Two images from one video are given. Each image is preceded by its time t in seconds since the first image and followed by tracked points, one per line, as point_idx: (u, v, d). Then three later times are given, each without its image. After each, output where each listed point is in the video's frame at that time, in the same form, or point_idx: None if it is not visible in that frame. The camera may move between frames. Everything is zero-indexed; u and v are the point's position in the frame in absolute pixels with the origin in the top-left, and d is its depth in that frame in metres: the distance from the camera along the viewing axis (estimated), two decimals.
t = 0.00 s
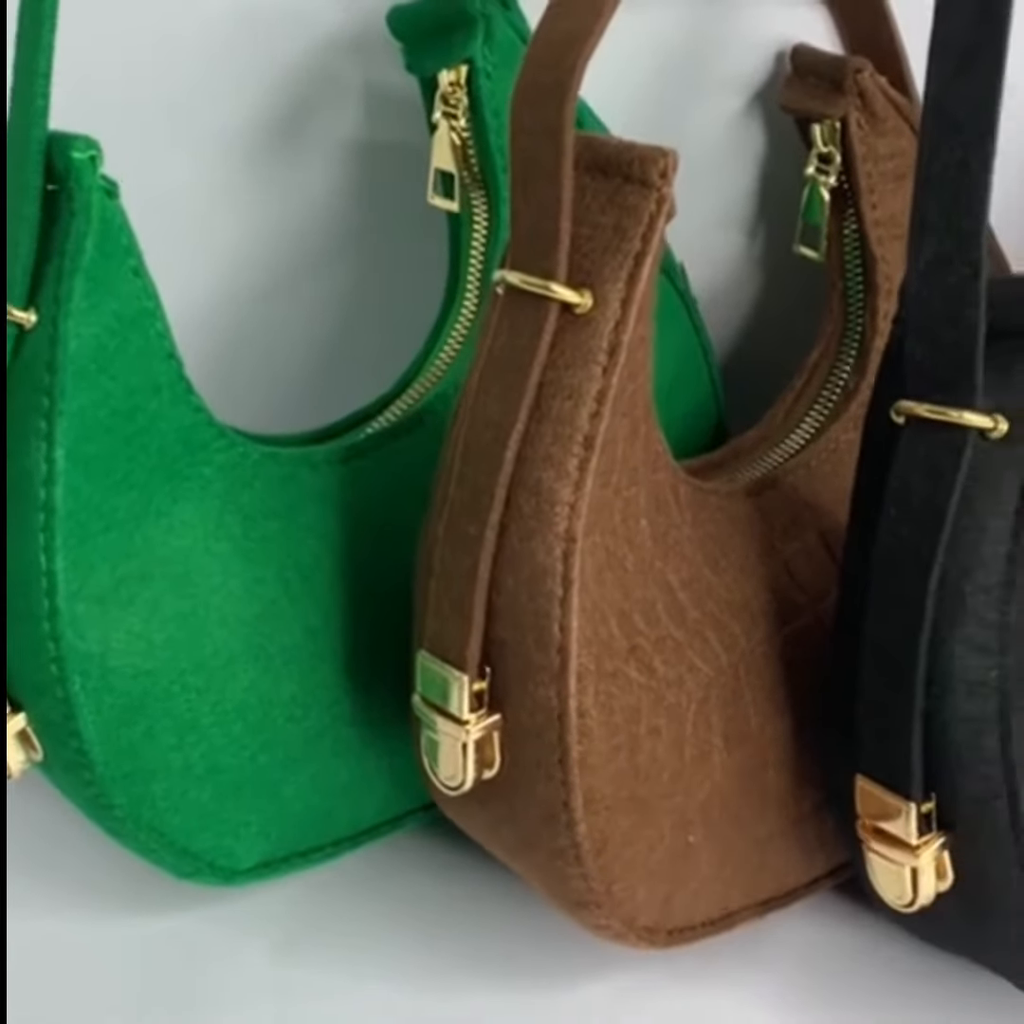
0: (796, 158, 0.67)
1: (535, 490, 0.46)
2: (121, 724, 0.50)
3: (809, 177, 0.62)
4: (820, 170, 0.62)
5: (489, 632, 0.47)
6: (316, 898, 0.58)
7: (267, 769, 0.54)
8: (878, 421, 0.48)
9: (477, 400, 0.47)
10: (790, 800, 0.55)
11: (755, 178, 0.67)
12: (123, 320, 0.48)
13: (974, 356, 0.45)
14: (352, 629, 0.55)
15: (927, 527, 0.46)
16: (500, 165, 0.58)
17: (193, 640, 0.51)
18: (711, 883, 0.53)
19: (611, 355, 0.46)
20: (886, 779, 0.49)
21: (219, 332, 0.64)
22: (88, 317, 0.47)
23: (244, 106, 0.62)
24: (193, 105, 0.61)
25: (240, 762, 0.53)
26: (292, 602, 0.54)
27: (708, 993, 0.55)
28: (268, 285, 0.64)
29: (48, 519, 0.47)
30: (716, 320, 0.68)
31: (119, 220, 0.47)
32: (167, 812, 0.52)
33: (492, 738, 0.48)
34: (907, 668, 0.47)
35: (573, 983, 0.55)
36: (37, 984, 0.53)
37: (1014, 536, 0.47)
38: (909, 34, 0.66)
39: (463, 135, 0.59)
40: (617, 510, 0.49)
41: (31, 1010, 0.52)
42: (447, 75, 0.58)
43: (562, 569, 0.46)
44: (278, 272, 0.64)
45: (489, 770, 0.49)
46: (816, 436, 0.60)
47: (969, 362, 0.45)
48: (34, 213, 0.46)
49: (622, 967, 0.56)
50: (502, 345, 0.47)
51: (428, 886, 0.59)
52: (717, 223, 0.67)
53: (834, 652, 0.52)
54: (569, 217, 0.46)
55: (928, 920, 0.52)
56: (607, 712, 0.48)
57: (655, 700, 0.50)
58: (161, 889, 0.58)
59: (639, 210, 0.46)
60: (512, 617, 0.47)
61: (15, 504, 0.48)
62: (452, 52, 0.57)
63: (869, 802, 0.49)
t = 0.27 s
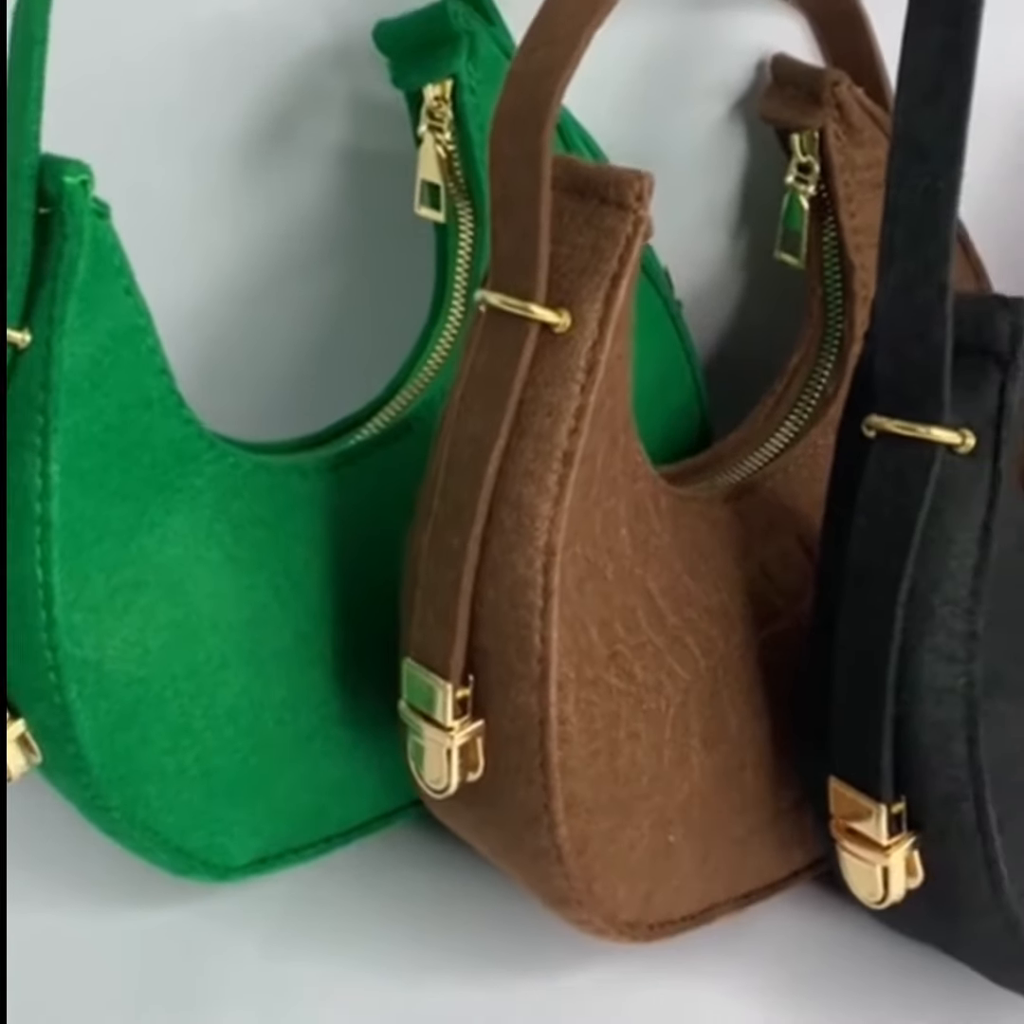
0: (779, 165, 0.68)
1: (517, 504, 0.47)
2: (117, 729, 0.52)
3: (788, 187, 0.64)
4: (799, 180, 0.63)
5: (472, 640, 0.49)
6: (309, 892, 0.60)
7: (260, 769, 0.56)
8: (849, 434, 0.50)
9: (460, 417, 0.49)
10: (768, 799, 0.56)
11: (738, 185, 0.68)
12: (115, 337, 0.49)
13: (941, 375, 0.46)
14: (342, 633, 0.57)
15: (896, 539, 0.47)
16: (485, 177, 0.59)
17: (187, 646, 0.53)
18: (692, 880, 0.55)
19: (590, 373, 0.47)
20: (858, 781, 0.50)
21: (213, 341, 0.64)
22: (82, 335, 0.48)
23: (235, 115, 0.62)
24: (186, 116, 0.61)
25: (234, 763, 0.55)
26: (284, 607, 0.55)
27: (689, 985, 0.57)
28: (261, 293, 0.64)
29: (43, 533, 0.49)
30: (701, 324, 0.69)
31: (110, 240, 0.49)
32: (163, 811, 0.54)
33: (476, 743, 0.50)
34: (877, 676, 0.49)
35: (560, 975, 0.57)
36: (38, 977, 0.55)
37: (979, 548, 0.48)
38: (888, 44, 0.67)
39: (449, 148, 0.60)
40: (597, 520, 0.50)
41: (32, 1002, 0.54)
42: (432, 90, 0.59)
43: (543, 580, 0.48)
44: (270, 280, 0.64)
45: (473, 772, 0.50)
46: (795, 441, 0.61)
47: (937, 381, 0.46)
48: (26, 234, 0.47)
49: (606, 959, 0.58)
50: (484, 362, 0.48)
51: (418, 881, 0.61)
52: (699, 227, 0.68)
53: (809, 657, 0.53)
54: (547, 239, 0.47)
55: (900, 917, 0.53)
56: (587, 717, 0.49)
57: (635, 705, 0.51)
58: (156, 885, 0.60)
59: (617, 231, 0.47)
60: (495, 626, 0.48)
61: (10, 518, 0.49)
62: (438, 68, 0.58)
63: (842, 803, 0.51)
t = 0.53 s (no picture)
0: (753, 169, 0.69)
1: (487, 518, 0.49)
2: (100, 736, 0.53)
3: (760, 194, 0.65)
4: (771, 188, 0.64)
5: (445, 649, 0.50)
6: (293, 884, 0.61)
7: (241, 772, 0.57)
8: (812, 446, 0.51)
9: (431, 431, 0.50)
10: (738, 798, 0.58)
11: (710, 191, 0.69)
12: (95, 355, 0.50)
13: (900, 391, 0.47)
14: (321, 638, 0.58)
15: (856, 549, 0.49)
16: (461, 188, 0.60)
17: (168, 654, 0.54)
18: (664, 878, 0.56)
19: (557, 389, 0.48)
20: (822, 783, 0.52)
21: (194, 348, 0.65)
22: (62, 354, 0.49)
23: (214, 127, 0.63)
24: (166, 128, 0.62)
25: (216, 767, 0.56)
26: (263, 615, 0.56)
27: (662, 978, 0.58)
28: (243, 302, 0.65)
29: (26, 547, 0.50)
30: (674, 326, 0.71)
31: (89, 260, 0.50)
32: (147, 814, 0.55)
33: (450, 748, 0.51)
34: (839, 683, 0.50)
35: (537, 967, 0.58)
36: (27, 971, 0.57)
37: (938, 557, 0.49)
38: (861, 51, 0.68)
39: (425, 161, 0.61)
40: (567, 531, 0.51)
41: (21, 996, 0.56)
42: (408, 104, 0.60)
43: (513, 591, 0.49)
44: (251, 288, 0.65)
45: (448, 776, 0.52)
46: (768, 446, 0.62)
47: (896, 396, 0.47)
48: (7, 257, 0.48)
49: (582, 952, 0.59)
50: (455, 379, 0.49)
51: (399, 876, 0.62)
52: (671, 235, 0.69)
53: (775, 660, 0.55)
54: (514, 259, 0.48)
55: (866, 914, 0.55)
56: (557, 724, 0.51)
57: (605, 710, 0.53)
58: (143, 884, 0.61)
59: (583, 250, 0.48)
60: (467, 636, 0.50)
61: None
62: (413, 82, 0.59)
63: (807, 805, 0.52)
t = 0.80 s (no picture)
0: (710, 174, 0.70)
1: (437, 529, 0.50)
2: (64, 743, 0.54)
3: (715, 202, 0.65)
4: (725, 195, 0.65)
5: (398, 657, 0.52)
6: (258, 885, 0.62)
7: (203, 776, 0.58)
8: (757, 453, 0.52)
9: (383, 444, 0.51)
10: (691, 797, 0.59)
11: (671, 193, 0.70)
12: (54, 370, 0.51)
13: (839, 403, 0.48)
14: (283, 643, 0.59)
15: (798, 556, 0.50)
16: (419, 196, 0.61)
17: (130, 662, 0.55)
18: (619, 875, 0.58)
19: (505, 402, 0.49)
20: (769, 783, 0.53)
21: (160, 360, 0.65)
22: (21, 370, 0.50)
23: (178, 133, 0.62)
24: (129, 134, 0.62)
25: (179, 771, 0.57)
26: (224, 622, 0.57)
27: (618, 972, 0.60)
28: (208, 309, 0.65)
29: None
30: (635, 327, 0.71)
31: (46, 278, 0.51)
32: (111, 818, 0.56)
33: (404, 754, 0.52)
34: (784, 687, 0.51)
35: (497, 963, 0.60)
36: None
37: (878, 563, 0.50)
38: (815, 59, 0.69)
39: (383, 171, 0.61)
40: (519, 540, 0.51)
41: None
42: (364, 116, 0.61)
43: (463, 600, 0.50)
44: (215, 295, 0.65)
45: (404, 779, 0.53)
46: (723, 449, 0.63)
47: (835, 407, 0.48)
48: None
49: (541, 948, 0.61)
50: (406, 393, 0.51)
51: (362, 874, 0.63)
52: (634, 234, 0.70)
53: (725, 662, 0.56)
54: (462, 275, 0.49)
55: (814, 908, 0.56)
56: (509, 728, 0.52)
57: (557, 714, 0.54)
58: (110, 885, 0.62)
59: (529, 266, 0.49)
60: (419, 644, 0.51)
61: None
62: (368, 95, 0.60)
63: (756, 805, 0.54)
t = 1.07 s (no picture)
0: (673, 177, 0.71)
1: (396, 533, 0.51)
2: (35, 744, 0.55)
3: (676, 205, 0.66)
4: (685, 198, 0.66)
5: (360, 657, 0.53)
6: (230, 879, 0.64)
7: (174, 774, 0.59)
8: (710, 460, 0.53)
9: (343, 450, 0.52)
10: (653, 791, 0.60)
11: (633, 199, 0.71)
12: (18, 379, 0.52)
13: (789, 407, 0.49)
14: (251, 643, 0.60)
15: (750, 557, 0.51)
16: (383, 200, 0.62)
17: (99, 664, 0.56)
18: (581, 868, 0.59)
19: (461, 408, 0.50)
20: (725, 779, 0.54)
21: (131, 365, 0.66)
22: None
23: (144, 140, 0.63)
24: (96, 142, 0.63)
25: (150, 769, 0.58)
26: (193, 623, 0.58)
27: (583, 962, 0.61)
28: (177, 313, 0.66)
29: None
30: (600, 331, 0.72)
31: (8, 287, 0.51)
32: (82, 816, 0.57)
33: (366, 753, 0.54)
34: (737, 685, 0.52)
35: (465, 954, 0.61)
36: None
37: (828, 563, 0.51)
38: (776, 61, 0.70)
39: (347, 176, 0.62)
40: (480, 541, 0.52)
41: None
42: (327, 122, 0.61)
43: (421, 602, 0.51)
44: (184, 299, 0.66)
45: (368, 776, 0.54)
46: (686, 449, 0.64)
47: (785, 412, 0.49)
48: None
49: (507, 939, 0.62)
50: (365, 399, 0.51)
51: (332, 868, 0.64)
52: (597, 242, 0.71)
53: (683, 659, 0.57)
54: (417, 283, 0.50)
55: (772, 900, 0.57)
56: (470, 727, 0.53)
57: (518, 712, 0.55)
58: (86, 880, 0.63)
59: (485, 274, 0.50)
60: (380, 645, 0.52)
61: None
62: (331, 102, 0.61)
63: (713, 799, 0.55)
